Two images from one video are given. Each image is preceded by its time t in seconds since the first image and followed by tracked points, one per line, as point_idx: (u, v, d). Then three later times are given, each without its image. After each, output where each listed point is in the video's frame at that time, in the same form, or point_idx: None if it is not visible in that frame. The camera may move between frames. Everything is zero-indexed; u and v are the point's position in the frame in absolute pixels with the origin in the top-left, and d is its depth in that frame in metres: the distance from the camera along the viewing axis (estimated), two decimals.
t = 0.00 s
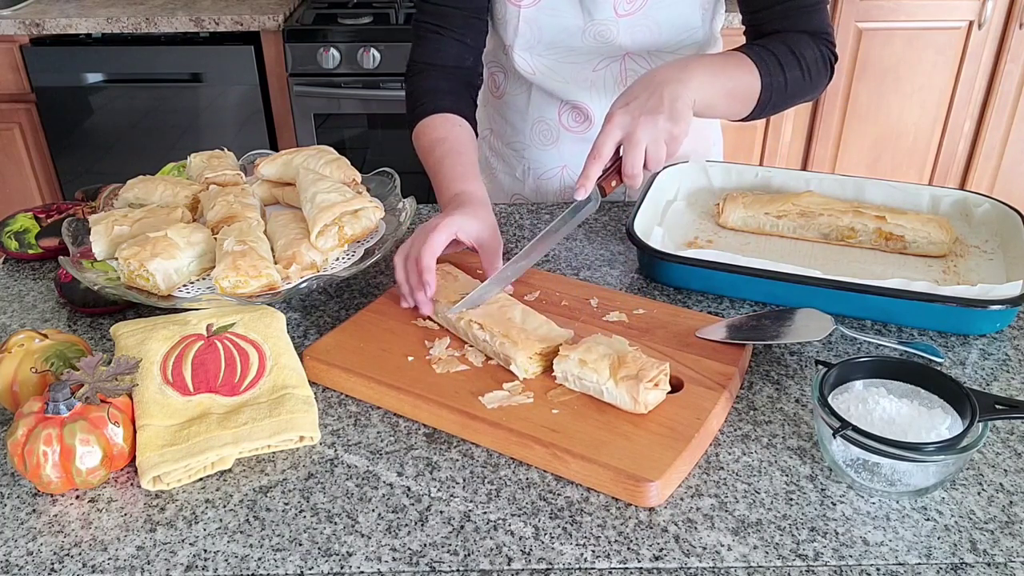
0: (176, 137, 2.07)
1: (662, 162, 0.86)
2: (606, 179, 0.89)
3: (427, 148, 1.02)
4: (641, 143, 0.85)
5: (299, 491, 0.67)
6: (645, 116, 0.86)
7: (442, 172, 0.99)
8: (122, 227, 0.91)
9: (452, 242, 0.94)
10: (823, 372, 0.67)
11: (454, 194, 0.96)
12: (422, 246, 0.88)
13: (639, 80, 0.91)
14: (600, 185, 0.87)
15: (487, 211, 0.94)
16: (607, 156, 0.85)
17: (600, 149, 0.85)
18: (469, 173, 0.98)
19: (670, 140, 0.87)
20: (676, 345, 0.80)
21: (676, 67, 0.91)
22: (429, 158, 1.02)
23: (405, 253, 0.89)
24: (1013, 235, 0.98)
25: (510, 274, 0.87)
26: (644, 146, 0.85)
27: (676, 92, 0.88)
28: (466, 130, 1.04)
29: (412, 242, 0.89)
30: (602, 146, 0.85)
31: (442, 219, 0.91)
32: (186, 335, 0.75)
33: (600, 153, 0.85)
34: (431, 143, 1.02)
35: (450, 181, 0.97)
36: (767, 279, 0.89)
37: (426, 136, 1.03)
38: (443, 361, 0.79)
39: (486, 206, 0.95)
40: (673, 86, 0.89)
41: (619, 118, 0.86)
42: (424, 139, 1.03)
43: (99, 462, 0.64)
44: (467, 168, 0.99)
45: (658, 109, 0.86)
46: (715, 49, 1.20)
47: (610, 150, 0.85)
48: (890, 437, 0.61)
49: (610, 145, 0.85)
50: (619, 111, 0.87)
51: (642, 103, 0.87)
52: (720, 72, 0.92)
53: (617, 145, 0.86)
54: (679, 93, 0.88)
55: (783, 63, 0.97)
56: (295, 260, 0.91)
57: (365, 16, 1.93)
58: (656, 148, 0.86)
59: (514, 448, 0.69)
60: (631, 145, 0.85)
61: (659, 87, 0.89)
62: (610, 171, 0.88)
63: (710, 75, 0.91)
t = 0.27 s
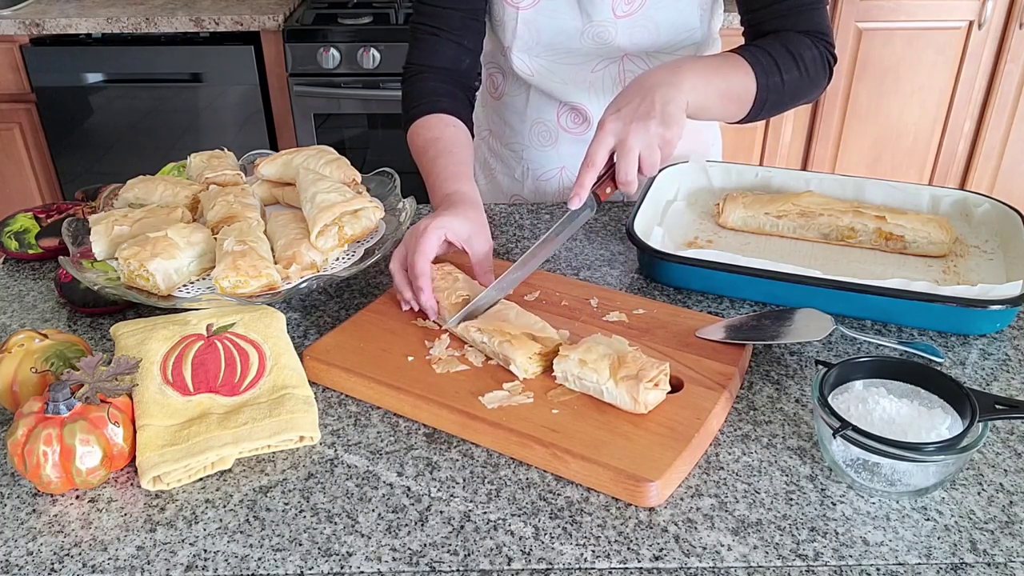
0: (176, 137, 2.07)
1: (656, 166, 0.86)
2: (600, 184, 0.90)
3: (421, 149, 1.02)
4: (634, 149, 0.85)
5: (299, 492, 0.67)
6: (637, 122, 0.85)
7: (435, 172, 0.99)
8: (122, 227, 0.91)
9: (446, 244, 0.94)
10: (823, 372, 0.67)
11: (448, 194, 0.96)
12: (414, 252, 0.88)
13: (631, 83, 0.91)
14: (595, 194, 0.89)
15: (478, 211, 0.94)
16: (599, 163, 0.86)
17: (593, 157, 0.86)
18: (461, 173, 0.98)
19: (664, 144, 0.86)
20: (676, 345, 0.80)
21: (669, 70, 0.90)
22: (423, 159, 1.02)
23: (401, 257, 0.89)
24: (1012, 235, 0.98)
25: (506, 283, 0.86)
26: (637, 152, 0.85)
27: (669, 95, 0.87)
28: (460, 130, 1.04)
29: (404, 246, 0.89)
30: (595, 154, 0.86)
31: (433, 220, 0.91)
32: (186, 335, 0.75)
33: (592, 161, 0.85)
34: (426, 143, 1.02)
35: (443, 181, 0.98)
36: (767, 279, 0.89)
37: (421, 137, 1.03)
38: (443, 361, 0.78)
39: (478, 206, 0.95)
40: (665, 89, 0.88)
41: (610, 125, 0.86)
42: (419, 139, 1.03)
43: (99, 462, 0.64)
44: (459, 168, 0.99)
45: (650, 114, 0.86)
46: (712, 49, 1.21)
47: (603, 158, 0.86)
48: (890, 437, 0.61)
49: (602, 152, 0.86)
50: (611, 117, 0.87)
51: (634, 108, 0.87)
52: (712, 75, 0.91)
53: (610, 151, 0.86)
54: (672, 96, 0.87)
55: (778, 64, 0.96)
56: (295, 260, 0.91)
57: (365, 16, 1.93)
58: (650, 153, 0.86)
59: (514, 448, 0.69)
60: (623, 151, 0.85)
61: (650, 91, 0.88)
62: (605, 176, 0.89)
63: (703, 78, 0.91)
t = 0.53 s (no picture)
0: (176, 137, 2.07)
1: (635, 178, 0.86)
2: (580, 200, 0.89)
3: (418, 148, 1.03)
4: (610, 161, 0.85)
5: (299, 492, 0.67)
6: (611, 135, 0.85)
7: (432, 171, 0.99)
8: (122, 227, 0.91)
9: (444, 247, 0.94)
10: (823, 372, 0.67)
11: (444, 194, 0.96)
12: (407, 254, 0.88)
13: (606, 96, 0.91)
14: (576, 208, 0.88)
15: (474, 211, 0.94)
16: (577, 178, 0.85)
17: (570, 172, 0.85)
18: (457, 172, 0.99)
19: (640, 155, 0.86)
20: (676, 345, 0.80)
21: (641, 81, 0.91)
22: (421, 159, 1.02)
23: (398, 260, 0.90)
24: (1012, 235, 0.98)
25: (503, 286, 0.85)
26: (613, 164, 0.85)
27: (644, 106, 0.87)
28: (457, 129, 1.04)
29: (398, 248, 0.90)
30: (571, 169, 0.86)
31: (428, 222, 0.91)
32: (186, 335, 0.75)
33: (570, 176, 0.85)
34: (423, 143, 1.03)
35: (440, 180, 0.98)
36: (767, 279, 0.89)
37: (419, 136, 1.03)
38: (443, 362, 0.78)
39: (474, 206, 0.95)
40: (639, 100, 0.88)
41: (585, 139, 0.86)
42: (416, 138, 1.04)
43: (99, 462, 0.64)
44: (456, 168, 0.99)
45: (624, 126, 0.86)
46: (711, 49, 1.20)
47: (580, 173, 0.86)
48: (889, 437, 0.61)
49: (579, 167, 0.86)
50: (586, 131, 0.87)
51: (608, 121, 0.87)
52: (687, 85, 0.91)
53: (587, 165, 0.86)
54: (646, 106, 0.88)
55: (759, 71, 0.96)
56: (295, 260, 0.91)
57: (365, 16, 1.93)
58: (626, 164, 0.86)
59: (514, 448, 0.69)
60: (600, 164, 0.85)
61: (624, 103, 0.88)
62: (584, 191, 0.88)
63: (678, 89, 0.91)
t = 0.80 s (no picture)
0: (176, 137, 2.07)
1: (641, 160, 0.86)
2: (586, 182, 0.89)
3: (418, 148, 1.03)
4: (615, 144, 0.85)
5: (299, 491, 0.67)
6: (617, 117, 0.85)
7: (432, 171, 0.99)
8: (122, 227, 0.91)
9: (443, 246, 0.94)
10: (823, 372, 0.67)
11: (444, 194, 0.96)
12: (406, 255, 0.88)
13: (612, 77, 0.90)
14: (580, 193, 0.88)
15: (473, 211, 0.94)
16: (583, 161, 0.85)
17: (576, 155, 0.85)
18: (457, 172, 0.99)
19: (646, 138, 0.86)
20: (676, 345, 0.80)
21: (647, 62, 0.90)
22: (420, 158, 1.02)
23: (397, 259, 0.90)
24: (1012, 235, 0.98)
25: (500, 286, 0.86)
26: (618, 147, 0.85)
27: (650, 88, 0.87)
28: (457, 129, 1.04)
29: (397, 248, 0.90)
30: (577, 152, 0.85)
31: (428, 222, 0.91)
32: (186, 335, 0.75)
33: (575, 159, 0.85)
34: (422, 143, 1.02)
35: (439, 180, 0.98)
36: (767, 279, 0.89)
37: (418, 136, 1.03)
38: (443, 362, 0.78)
39: (474, 206, 0.95)
40: (645, 82, 0.87)
41: (591, 121, 0.86)
42: (416, 137, 1.04)
43: (99, 462, 0.64)
44: (456, 168, 0.99)
45: (630, 108, 0.86)
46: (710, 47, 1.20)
47: (586, 156, 0.85)
48: (890, 437, 0.61)
49: (585, 150, 0.85)
50: (591, 113, 0.87)
51: (614, 103, 0.86)
52: (693, 67, 0.91)
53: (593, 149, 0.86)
54: (653, 88, 0.87)
55: (762, 64, 0.96)
56: (295, 260, 0.91)
57: (365, 16, 1.93)
58: (632, 146, 0.86)
59: (514, 448, 0.69)
60: (606, 147, 0.85)
61: (630, 84, 0.87)
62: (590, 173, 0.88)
63: (683, 71, 0.90)
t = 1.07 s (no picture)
0: (176, 137, 2.07)
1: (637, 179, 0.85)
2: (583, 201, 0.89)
3: (418, 148, 1.03)
4: (613, 165, 0.84)
5: (299, 492, 0.67)
6: (614, 136, 0.85)
7: (432, 171, 0.99)
8: (122, 226, 0.91)
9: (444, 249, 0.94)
10: (823, 372, 0.67)
11: (444, 194, 0.96)
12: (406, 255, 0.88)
13: (608, 96, 0.90)
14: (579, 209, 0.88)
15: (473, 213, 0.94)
16: (580, 181, 0.85)
17: (573, 173, 0.85)
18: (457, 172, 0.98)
19: (643, 157, 0.86)
20: (676, 345, 0.80)
21: (644, 81, 0.89)
22: (420, 158, 1.02)
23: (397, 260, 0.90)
24: (1012, 235, 0.98)
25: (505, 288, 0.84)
26: (616, 167, 0.84)
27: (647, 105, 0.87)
28: (456, 129, 1.04)
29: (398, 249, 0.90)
30: (574, 173, 0.85)
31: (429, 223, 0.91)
32: (186, 336, 0.75)
33: (573, 178, 0.85)
34: (422, 142, 1.02)
35: (439, 180, 0.98)
36: (767, 279, 0.89)
37: (418, 136, 1.03)
38: (443, 362, 0.78)
39: (475, 207, 0.95)
40: (641, 100, 0.87)
41: (588, 140, 0.86)
42: (416, 137, 1.04)
43: (99, 462, 0.64)
44: (455, 168, 0.99)
45: (628, 127, 0.85)
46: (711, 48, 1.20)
47: (583, 175, 0.85)
48: (890, 437, 0.61)
49: (583, 169, 0.85)
50: (589, 131, 0.86)
51: (611, 122, 0.86)
52: (689, 83, 0.91)
53: (591, 168, 0.86)
54: (650, 106, 0.87)
55: (757, 69, 0.96)
56: (295, 260, 0.91)
57: (365, 16, 1.93)
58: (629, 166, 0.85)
59: (514, 448, 0.69)
60: (603, 166, 0.85)
61: (626, 102, 0.87)
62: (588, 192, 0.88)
63: (680, 88, 0.90)
